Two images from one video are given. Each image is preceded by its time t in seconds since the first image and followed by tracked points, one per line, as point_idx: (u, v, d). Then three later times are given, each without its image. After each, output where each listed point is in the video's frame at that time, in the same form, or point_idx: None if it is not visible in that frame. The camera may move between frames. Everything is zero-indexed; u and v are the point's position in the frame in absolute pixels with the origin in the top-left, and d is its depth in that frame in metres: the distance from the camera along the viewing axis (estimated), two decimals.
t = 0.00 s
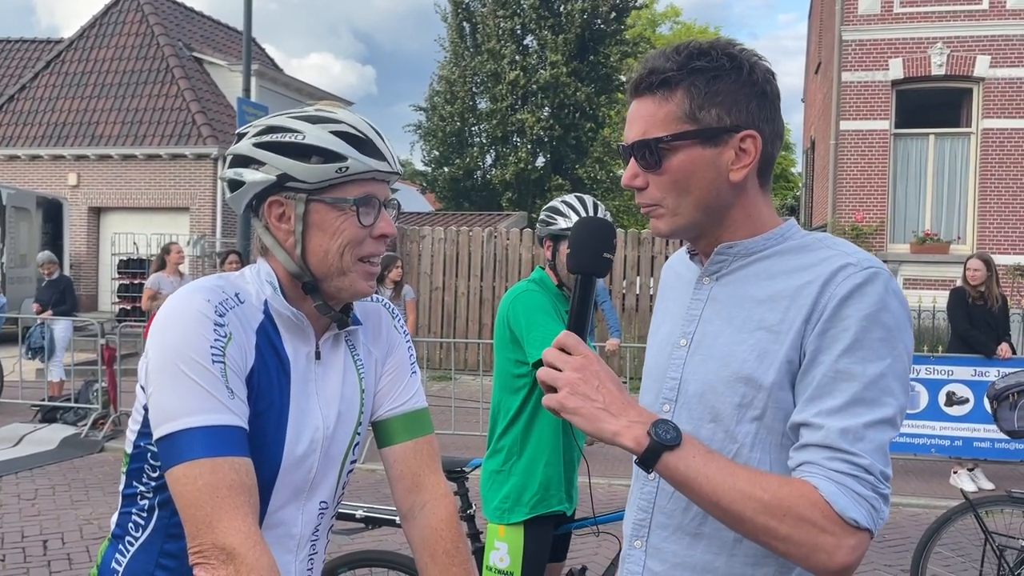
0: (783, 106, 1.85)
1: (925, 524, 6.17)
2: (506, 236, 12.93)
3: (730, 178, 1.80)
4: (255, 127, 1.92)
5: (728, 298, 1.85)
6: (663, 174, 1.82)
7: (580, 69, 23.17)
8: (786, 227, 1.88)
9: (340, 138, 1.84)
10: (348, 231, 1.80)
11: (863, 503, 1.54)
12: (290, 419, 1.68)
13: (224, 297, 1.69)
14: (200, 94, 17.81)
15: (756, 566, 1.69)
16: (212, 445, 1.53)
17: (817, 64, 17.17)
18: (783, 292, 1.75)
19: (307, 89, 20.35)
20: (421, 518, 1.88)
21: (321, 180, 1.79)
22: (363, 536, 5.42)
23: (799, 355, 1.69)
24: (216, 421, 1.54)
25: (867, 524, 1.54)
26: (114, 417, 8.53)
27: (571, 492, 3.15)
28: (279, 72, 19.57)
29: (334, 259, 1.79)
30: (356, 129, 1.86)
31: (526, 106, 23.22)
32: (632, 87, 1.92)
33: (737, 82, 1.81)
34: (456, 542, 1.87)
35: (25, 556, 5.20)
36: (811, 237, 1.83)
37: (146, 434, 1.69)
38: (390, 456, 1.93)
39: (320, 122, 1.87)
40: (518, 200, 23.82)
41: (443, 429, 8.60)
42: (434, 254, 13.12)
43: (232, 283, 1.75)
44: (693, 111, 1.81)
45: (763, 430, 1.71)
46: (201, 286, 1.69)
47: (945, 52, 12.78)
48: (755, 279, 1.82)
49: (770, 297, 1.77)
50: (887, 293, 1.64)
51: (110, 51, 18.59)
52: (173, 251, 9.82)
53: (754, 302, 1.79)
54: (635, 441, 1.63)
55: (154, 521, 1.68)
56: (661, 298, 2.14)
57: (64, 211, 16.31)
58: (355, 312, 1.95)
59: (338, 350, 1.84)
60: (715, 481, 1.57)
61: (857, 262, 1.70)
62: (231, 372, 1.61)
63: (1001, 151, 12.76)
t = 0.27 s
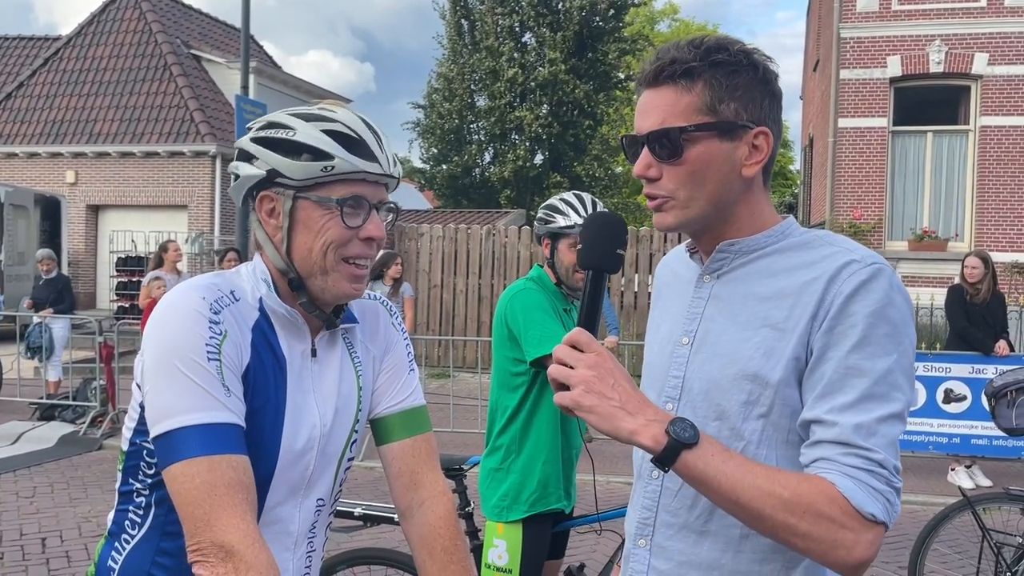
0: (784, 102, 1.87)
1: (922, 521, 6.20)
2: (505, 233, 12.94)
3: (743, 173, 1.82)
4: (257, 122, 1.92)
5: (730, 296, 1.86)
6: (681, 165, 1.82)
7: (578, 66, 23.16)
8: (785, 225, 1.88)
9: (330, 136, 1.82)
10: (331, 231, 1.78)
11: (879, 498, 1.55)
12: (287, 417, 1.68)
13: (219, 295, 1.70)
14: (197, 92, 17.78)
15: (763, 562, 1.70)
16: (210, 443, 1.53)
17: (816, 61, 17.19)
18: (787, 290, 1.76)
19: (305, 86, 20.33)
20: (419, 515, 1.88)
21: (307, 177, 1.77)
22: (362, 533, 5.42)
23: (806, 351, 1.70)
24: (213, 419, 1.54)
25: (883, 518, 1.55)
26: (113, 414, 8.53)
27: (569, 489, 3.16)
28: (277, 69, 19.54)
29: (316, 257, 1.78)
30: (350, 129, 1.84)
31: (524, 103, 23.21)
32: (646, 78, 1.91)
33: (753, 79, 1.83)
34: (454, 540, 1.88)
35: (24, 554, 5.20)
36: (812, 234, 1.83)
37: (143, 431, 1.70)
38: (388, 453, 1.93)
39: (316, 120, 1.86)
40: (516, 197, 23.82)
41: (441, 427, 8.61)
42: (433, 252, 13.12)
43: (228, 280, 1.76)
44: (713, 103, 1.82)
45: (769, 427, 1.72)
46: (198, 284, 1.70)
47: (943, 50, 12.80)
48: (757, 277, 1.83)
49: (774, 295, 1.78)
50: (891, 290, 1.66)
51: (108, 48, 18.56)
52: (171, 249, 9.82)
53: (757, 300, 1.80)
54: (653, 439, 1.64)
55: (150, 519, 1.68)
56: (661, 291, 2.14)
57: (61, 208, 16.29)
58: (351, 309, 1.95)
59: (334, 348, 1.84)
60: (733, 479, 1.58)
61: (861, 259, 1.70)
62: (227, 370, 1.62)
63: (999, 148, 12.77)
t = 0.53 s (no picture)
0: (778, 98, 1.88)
1: (919, 519, 6.21)
2: (502, 231, 12.94)
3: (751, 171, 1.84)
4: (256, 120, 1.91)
5: (725, 294, 1.86)
6: (702, 160, 1.78)
7: (575, 64, 23.15)
8: (777, 223, 1.89)
9: (324, 132, 1.80)
10: (320, 227, 1.76)
11: (894, 488, 1.56)
12: (282, 416, 1.68)
13: (213, 294, 1.70)
14: (194, 89, 17.75)
15: (767, 557, 1.70)
16: (205, 443, 1.53)
17: (813, 59, 17.21)
18: (786, 287, 1.76)
19: (302, 83, 20.31)
20: (416, 512, 1.88)
21: (298, 172, 1.76)
22: (360, 531, 5.42)
23: (809, 347, 1.70)
24: (208, 418, 1.55)
25: (898, 508, 1.56)
26: (110, 412, 8.51)
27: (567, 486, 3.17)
28: (274, 66, 19.51)
29: (305, 254, 1.77)
30: (344, 126, 1.81)
31: (522, 101, 23.21)
32: (665, 69, 1.86)
33: (762, 77, 1.85)
34: (451, 537, 1.88)
35: (22, 552, 5.20)
36: (805, 231, 1.84)
37: (138, 430, 1.70)
38: (385, 451, 1.93)
39: (312, 116, 1.85)
40: (514, 194, 23.81)
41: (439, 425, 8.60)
42: (430, 250, 13.12)
43: (222, 279, 1.76)
44: (730, 99, 1.81)
45: (773, 423, 1.73)
46: (193, 282, 1.70)
47: (940, 47, 12.83)
48: (751, 276, 1.83)
49: (774, 292, 1.78)
50: (890, 285, 1.67)
51: (104, 45, 18.52)
52: (168, 247, 9.81)
53: (756, 297, 1.80)
54: (679, 434, 1.58)
55: (146, 518, 1.68)
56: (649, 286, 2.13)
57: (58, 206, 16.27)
58: (347, 307, 1.95)
59: (330, 346, 1.83)
60: (760, 475, 1.55)
61: (859, 255, 1.71)
62: (222, 368, 1.62)
63: (996, 146, 12.78)
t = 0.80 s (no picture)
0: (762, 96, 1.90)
1: (916, 516, 6.22)
2: (500, 229, 12.93)
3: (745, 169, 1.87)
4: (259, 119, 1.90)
5: (717, 292, 1.85)
6: (709, 156, 1.79)
7: (573, 61, 23.13)
8: (758, 224, 1.88)
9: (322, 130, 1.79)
10: (315, 225, 1.75)
11: (901, 477, 1.58)
12: (279, 415, 1.67)
13: (211, 292, 1.69)
14: (191, 87, 17.72)
15: (770, 550, 1.70)
16: (202, 441, 1.53)
17: (810, 58, 17.22)
18: (782, 284, 1.76)
19: (299, 81, 20.28)
20: (413, 511, 1.88)
21: (294, 169, 1.75)
22: (357, 529, 5.42)
23: (807, 344, 1.71)
24: (204, 416, 1.54)
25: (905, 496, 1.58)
26: (107, 410, 8.50)
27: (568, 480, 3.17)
28: (271, 64, 19.49)
29: (298, 251, 1.76)
30: (343, 125, 1.79)
31: (520, 98, 23.19)
32: (671, 65, 1.84)
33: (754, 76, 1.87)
34: (448, 536, 1.88)
35: (19, 550, 5.19)
36: (794, 230, 1.84)
37: (135, 428, 1.69)
38: (381, 450, 1.93)
39: (311, 113, 1.84)
40: (511, 192, 23.78)
41: (436, 423, 8.60)
42: (428, 248, 13.11)
43: (220, 277, 1.75)
44: (732, 98, 1.83)
45: (772, 419, 1.72)
46: (190, 281, 1.70)
47: (938, 45, 12.83)
48: (744, 274, 1.83)
49: (769, 289, 1.77)
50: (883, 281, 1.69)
51: (101, 43, 18.47)
52: (164, 245, 9.80)
53: (751, 294, 1.79)
54: (710, 434, 1.54)
55: (143, 516, 1.67)
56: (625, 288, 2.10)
57: (56, 204, 16.25)
58: (345, 305, 1.94)
59: (327, 344, 1.82)
60: (785, 471, 1.53)
61: (853, 252, 1.72)
62: (219, 366, 1.61)
63: (994, 144, 12.79)
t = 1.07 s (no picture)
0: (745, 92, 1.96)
1: (912, 514, 6.24)
2: (497, 227, 12.92)
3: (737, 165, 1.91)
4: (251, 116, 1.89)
5: (707, 291, 1.83)
6: (713, 153, 1.83)
7: (570, 59, 23.12)
8: (741, 224, 1.89)
9: (315, 125, 1.80)
10: (306, 220, 1.75)
11: (895, 465, 1.62)
12: (274, 413, 1.67)
13: (204, 290, 1.69)
14: (188, 84, 17.69)
15: (768, 542, 1.71)
16: (197, 440, 1.52)
17: (808, 55, 17.20)
18: (772, 280, 1.76)
19: (296, 79, 20.24)
20: (411, 510, 1.88)
21: (285, 164, 1.75)
22: (354, 526, 5.42)
23: (801, 340, 1.71)
24: (199, 415, 1.54)
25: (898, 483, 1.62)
26: (103, 409, 8.48)
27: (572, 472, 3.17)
28: (268, 62, 19.46)
29: (289, 247, 1.76)
30: (335, 119, 1.80)
31: (517, 96, 23.19)
32: (672, 62, 1.85)
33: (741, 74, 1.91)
34: (446, 534, 1.87)
35: (14, 549, 5.18)
36: (779, 227, 1.86)
37: (130, 428, 1.68)
38: (379, 448, 1.92)
39: (305, 109, 1.84)
40: (508, 190, 23.76)
41: (433, 421, 8.60)
42: (425, 246, 13.10)
43: (214, 275, 1.74)
44: (727, 95, 1.87)
45: (768, 414, 1.72)
46: (182, 280, 1.69)
47: (934, 43, 12.83)
48: (733, 271, 1.82)
49: (760, 286, 1.77)
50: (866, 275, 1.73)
51: (97, 40, 18.42)
52: (159, 243, 9.78)
53: (743, 291, 1.79)
54: (731, 432, 1.53)
55: (139, 515, 1.67)
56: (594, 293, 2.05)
57: (51, 202, 16.20)
58: (340, 303, 1.93)
59: (321, 344, 1.82)
60: (798, 464, 1.54)
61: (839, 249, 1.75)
62: (213, 365, 1.61)
63: (990, 142, 12.81)
